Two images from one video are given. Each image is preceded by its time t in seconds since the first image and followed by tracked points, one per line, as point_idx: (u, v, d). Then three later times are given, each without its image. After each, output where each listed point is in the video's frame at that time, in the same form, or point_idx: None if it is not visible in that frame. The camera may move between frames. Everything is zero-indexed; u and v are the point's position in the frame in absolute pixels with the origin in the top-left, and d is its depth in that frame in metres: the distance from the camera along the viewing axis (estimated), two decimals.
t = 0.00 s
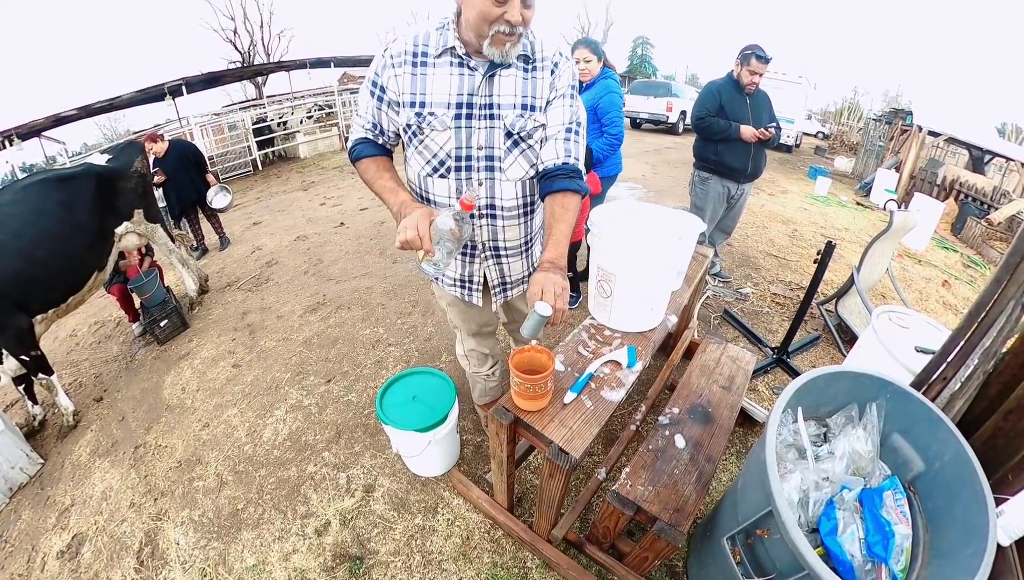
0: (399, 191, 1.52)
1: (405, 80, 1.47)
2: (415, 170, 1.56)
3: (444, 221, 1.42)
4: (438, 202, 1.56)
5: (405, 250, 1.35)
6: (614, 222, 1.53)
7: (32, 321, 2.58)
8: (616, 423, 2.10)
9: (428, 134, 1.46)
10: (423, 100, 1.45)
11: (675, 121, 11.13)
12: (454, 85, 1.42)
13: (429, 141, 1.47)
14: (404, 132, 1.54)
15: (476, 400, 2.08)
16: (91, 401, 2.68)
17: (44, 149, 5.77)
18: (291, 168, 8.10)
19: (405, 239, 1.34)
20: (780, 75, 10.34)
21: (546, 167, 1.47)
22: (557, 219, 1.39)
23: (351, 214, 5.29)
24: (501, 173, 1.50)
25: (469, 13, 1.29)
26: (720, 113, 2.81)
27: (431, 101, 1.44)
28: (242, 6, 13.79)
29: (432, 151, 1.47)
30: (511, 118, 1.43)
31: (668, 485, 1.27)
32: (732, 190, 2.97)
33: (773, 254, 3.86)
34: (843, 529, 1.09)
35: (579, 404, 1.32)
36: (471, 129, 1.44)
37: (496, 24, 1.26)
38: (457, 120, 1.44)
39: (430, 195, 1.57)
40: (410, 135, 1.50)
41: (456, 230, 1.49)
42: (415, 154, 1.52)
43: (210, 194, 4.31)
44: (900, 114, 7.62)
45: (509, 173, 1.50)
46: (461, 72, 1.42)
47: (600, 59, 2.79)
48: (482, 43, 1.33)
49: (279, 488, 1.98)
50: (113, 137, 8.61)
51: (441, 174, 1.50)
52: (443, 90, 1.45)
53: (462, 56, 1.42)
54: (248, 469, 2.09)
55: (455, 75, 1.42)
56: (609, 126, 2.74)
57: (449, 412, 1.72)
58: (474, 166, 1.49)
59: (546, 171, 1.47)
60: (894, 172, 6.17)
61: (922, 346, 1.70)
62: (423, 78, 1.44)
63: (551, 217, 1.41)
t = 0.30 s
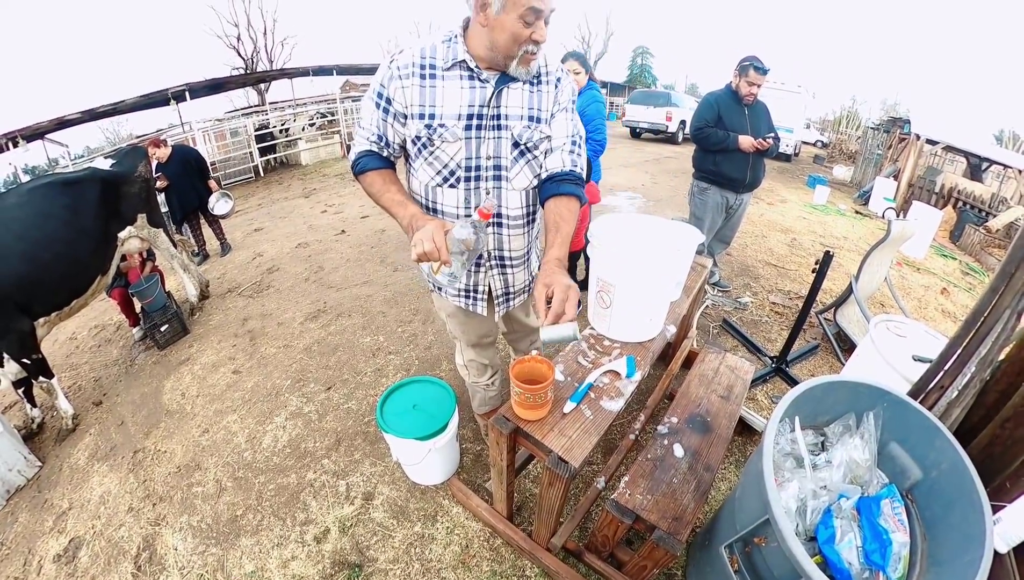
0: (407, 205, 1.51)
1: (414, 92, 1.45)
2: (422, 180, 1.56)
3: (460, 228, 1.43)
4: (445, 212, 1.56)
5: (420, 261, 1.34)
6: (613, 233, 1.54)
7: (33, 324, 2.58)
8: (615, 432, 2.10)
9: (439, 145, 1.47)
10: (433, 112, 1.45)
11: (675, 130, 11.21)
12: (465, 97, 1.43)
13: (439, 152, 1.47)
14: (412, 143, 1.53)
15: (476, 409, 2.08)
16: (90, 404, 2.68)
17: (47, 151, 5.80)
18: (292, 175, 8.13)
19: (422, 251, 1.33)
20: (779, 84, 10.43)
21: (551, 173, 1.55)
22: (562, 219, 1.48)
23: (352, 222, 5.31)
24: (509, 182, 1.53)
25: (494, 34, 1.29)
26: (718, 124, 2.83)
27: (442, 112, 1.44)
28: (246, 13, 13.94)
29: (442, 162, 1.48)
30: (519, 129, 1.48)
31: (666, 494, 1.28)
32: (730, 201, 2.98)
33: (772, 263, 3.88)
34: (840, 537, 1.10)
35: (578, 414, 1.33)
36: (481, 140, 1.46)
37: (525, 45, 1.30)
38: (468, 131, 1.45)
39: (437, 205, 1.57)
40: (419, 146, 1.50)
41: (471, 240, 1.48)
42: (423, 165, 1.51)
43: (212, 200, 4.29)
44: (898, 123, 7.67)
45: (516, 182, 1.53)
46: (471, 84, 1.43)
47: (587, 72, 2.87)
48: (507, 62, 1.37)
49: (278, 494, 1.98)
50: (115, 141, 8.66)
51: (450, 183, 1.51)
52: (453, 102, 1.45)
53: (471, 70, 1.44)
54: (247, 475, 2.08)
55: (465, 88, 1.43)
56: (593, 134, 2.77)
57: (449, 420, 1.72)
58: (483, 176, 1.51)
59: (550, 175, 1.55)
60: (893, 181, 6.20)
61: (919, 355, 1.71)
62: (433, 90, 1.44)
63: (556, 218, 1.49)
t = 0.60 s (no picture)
0: (437, 211, 1.41)
1: (424, 101, 1.44)
2: (438, 191, 1.52)
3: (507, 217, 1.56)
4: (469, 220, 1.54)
5: (475, 262, 1.30)
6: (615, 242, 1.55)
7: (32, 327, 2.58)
8: (612, 440, 2.09)
9: (456, 151, 1.47)
10: (446, 119, 1.45)
11: (672, 139, 11.29)
12: (477, 103, 1.46)
13: (457, 158, 1.47)
14: (426, 154, 1.49)
15: (474, 417, 2.07)
16: (87, 408, 2.67)
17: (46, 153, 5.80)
18: (291, 181, 8.15)
19: (476, 252, 1.29)
20: (776, 93, 10.53)
21: (563, 159, 1.79)
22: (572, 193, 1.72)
23: (350, 229, 5.32)
24: (527, 180, 1.62)
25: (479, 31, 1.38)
26: (716, 134, 2.85)
27: (457, 119, 1.45)
28: (247, 19, 14.05)
29: (461, 168, 1.48)
30: (529, 130, 1.57)
31: (663, 502, 1.28)
32: (728, 210, 3.00)
33: (769, 271, 3.90)
34: (836, 545, 1.10)
35: (576, 423, 1.33)
36: (497, 143, 1.50)
37: (508, 47, 1.37)
38: (484, 135, 1.48)
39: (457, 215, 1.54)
40: (436, 154, 1.47)
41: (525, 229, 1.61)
42: (439, 174, 1.49)
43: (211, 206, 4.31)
44: (894, 131, 7.74)
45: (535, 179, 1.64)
46: (478, 91, 1.49)
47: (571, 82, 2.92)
48: (489, 62, 1.43)
49: (276, 501, 1.97)
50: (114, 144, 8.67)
51: (471, 190, 1.51)
52: (463, 110, 1.48)
53: (475, 78, 1.49)
54: (245, 481, 2.08)
55: (475, 94, 1.48)
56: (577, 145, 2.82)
57: (448, 428, 1.72)
58: (501, 178, 1.55)
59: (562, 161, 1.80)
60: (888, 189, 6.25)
61: (914, 363, 1.73)
62: (443, 99, 1.45)
63: (564, 195, 1.75)
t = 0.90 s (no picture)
0: (473, 203, 1.44)
1: (450, 117, 1.47)
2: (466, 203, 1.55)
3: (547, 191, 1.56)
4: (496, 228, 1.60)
5: (531, 235, 1.39)
6: (607, 262, 1.56)
7: (31, 335, 2.58)
8: (610, 455, 2.08)
9: (485, 161, 1.52)
10: (472, 132, 1.50)
11: (670, 154, 11.41)
12: (499, 117, 1.53)
13: (486, 168, 1.53)
14: (453, 167, 1.52)
15: (472, 432, 2.05)
16: (84, 416, 2.67)
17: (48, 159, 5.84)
18: (291, 193, 8.19)
19: (529, 225, 1.39)
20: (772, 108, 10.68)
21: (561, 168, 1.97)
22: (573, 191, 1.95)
23: (350, 242, 5.35)
24: (542, 183, 1.73)
25: (517, 49, 1.45)
26: (713, 152, 2.88)
27: (484, 131, 1.50)
28: (251, 33, 14.27)
29: (489, 177, 1.54)
30: (542, 138, 1.67)
31: (658, 517, 1.29)
32: (724, 228, 3.04)
33: (766, 286, 3.94)
34: (830, 558, 1.11)
35: (572, 439, 1.35)
36: (517, 152, 1.59)
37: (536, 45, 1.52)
38: (507, 145, 1.56)
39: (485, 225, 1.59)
40: (464, 166, 1.51)
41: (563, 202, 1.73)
42: (468, 185, 1.54)
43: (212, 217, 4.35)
44: (888, 145, 7.84)
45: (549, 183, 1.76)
46: (497, 105, 1.55)
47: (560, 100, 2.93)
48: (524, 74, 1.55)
49: (274, 514, 1.97)
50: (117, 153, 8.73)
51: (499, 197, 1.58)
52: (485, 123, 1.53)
53: (492, 94, 1.56)
54: (243, 494, 2.08)
55: (495, 109, 1.54)
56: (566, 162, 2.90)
57: (446, 444, 1.74)
58: (523, 183, 1.64)
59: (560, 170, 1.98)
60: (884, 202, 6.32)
61: (907, 377, 1.75)
62: (467, 114, 1.49)
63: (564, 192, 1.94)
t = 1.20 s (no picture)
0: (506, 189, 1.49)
1: (474, 135, 1.56)
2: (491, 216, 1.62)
3: (568, 161, 1.91)
4: (517, 239, 1.69)
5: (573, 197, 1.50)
6: (600, 287, 1.59)
7: (34, 352, 2.60)
8: (608, 473, 2.10)
9: (508, 175, 1.62)
10: (495, 150, 1.60)
11: (667, 169, 11.53)
12: (514, 138, 1.66)
13: (509, 182, 1.63)
14: (481, 181, 1.59)
15: (472, 451, 2.02)
16: (85, 432, 2.69)
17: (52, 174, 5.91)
18: (292, 211, 8.25)
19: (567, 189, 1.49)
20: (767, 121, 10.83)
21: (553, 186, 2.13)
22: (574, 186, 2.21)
23: (351, 261, 5.40)
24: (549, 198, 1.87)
25: (523, 79, 1.60)
26: (708, 171, 2.93)
27: (504, 149, 1.61)
28: (254, 53, 14.55)
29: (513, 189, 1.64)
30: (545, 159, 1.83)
31: (655, 534, 1.30)
32: (721, 245, 3.07)
33: (763, 300, 3.97)
34: (825, 572, 1.13)
35: (568, 459, 1.37)
36: (530, 170, 1.72)
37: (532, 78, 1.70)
38: (522, 162, 1.68)
39: (507, 238, 1.67)
40: (491, 180, 1.59)
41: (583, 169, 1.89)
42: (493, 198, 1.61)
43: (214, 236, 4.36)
44: (883, 155, 7.93)
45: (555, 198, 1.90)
46: (509, 128, 1.68)
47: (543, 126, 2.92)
48: (529, 100, 1.69)
49: (275, 532, 1.98)
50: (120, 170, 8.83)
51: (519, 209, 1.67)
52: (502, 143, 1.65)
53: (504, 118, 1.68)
54: (244, 512, 2.09)
55: (508, 130, 1.67)
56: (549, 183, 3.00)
57: (445, 464, 1.75)
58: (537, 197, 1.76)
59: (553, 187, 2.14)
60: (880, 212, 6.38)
61: (901, 391, 1.77)
62: (488, 134, 1.60)
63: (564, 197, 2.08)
